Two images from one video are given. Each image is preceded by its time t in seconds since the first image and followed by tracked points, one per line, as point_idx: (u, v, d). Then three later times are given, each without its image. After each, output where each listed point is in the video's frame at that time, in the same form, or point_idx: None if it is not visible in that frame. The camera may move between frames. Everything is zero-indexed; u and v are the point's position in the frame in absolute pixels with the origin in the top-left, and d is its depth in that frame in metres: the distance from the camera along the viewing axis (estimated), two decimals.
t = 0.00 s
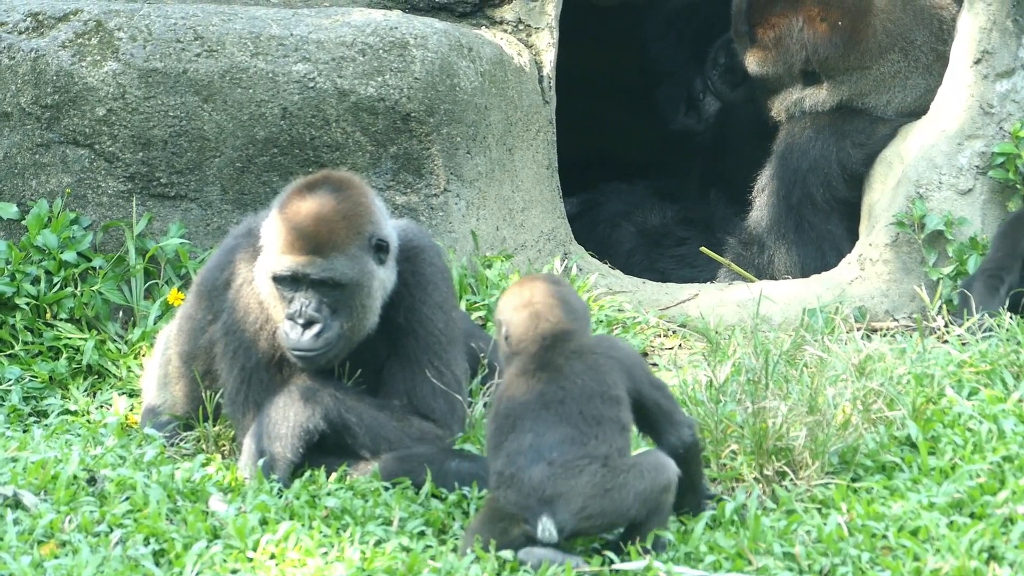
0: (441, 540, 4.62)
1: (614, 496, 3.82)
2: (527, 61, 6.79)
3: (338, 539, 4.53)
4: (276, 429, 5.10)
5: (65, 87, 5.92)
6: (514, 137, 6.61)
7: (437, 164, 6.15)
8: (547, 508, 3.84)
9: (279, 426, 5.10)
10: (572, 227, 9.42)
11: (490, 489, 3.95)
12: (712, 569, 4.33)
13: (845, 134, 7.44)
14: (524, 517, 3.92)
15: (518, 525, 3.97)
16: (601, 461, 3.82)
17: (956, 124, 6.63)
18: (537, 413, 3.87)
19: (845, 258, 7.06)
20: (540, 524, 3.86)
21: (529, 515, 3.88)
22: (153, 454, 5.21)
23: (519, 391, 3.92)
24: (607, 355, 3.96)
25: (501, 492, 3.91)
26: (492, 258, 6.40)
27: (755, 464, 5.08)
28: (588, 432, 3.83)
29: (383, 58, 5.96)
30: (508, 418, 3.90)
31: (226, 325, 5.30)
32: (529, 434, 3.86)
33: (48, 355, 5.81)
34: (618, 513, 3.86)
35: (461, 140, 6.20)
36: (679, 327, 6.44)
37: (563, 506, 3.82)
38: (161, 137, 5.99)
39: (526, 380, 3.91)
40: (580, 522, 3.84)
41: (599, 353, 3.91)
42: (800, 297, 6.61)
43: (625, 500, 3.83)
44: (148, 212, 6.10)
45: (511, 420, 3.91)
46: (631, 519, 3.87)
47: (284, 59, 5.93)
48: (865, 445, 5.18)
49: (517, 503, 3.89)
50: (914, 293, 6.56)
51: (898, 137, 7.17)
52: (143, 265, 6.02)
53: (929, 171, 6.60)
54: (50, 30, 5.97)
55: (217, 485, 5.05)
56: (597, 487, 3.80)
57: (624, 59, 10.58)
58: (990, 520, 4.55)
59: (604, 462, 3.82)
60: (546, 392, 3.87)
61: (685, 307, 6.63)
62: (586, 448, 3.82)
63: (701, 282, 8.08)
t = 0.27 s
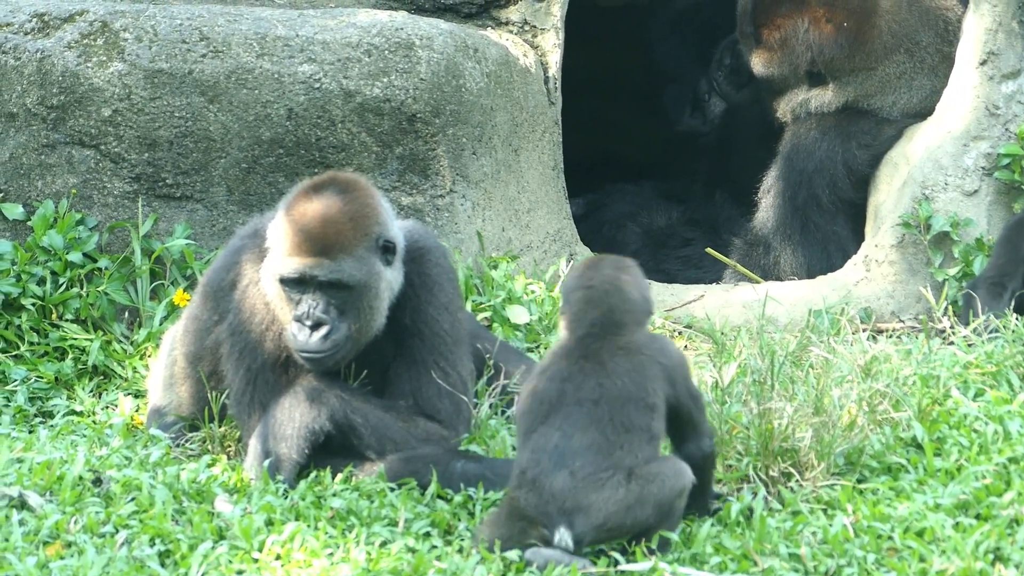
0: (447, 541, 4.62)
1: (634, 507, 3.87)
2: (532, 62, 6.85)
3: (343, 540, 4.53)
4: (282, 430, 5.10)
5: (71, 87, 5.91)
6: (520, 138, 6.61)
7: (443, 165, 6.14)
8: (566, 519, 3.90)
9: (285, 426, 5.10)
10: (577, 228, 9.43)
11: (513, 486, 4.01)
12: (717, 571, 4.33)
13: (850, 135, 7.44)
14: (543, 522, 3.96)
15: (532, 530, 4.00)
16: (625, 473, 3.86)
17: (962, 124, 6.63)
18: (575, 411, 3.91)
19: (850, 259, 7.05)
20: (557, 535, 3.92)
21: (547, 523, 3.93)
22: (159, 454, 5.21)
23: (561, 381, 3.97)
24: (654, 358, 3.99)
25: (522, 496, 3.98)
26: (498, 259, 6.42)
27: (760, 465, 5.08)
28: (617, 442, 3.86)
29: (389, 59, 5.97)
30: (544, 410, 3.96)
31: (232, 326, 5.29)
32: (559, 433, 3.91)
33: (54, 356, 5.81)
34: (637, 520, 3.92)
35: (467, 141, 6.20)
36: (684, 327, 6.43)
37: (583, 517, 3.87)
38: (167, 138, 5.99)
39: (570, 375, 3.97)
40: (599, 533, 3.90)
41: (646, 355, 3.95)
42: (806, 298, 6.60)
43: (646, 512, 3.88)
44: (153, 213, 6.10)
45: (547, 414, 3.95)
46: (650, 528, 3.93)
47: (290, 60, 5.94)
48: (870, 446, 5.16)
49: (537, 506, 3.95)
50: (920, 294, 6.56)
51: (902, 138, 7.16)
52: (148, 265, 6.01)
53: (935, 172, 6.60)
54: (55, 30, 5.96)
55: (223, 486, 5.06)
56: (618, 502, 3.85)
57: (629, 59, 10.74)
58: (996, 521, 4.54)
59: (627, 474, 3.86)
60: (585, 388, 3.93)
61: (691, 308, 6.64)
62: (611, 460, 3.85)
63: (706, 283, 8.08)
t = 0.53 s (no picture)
0: (451, 541, 4.61)
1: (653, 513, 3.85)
2: (536, 62, 6.83)
3: (348, 540, 4.52)
4: (285, 430, 5.10)
5: (75, 88, 5.91)
6: (523, 139, 6.61)
7: (446, 165, 6.14)
8: (586, 514, 3.86)
9: (289, 426, 5.10)
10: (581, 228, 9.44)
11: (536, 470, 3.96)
12: (721, 571, 4.33)
13: (854, 135, 7.44)
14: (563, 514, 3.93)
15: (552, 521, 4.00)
16: (651, 477, 3.81)
17: (966, 124, 6.62)
18: (614, 403, 3.84)
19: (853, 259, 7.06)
20: (577, 529, 3.90)
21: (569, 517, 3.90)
22: (163, 454, 5.21)
23: (607, 367, 3.89)
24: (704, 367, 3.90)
25: (545, 485, 3.93)
26: (501, 259, 6.42)
27: (764, 464, 5.08)
28: (647, 447, 3.80)
29: (393, 59, 5.95)
30: (582, 394, 3.89)
31: (236, 326, 5.29)
32: (592, 424, 3.85)
33: (58, 356, 5.80)
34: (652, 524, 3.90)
35: (471, 141, 6.19)
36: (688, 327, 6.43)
37: (604, 516, 3.84)
38: (171, 138, 6.00)
39: (616, 363, 3.88)
40: (617, 532, 3.87)
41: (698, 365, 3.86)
42: (809, 299, 6.60)
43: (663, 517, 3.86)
44: (157, 213, 6.12)
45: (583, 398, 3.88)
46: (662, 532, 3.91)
47: (293, 60, 5.93)
48: (874, 446, 5.21)
49: (557, 496, 3.90)
50: (924, 294, 6.56)
51: (907, 138, 7.19)
52: (152, 266, 6.03)
53: (939, 172, 6.60)
54: (59, 31, 5.94)
55: (227, 486, 5.06)
56: (640, 507, 3.81)
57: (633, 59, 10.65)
58: (1000, 521, 4.54)
59: (653, 479, 3.81)
60: (628, 382, 3.85)
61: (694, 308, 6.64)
62: (639, 461, 3.79)
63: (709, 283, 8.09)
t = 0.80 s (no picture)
0: (455, 541, 4.61)
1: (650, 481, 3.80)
2: (541, 63, 6.81)
3: (351, 540, 4.52)
4: (290, 430, 5.10)
5: (79, 87, 5.90)
6: (528, 139, 6.61)
7: (451, 165, 6.15)
8: (589, 467, 3.85)
9: (293, 425, 5.10)
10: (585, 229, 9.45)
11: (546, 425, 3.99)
12: (726, 573, 4.32)
13: (859, 136, 7.45)
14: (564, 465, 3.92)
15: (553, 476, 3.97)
16: (656, 437, 3.79)
17: (970, 126, 6.62)
18: (626, 360, 3.84)
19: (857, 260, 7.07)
20: (578, 480, 3.87)
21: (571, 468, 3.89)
22: (167, 454, 5.22)
23: (621, 326, 3.89)
24: (719, 324, 3.85)
25: (552, 438, 3.95)
26: (506, 260, 6.42)
27: (769, 465, 5.09)
28: (654, 406, 3.79)
29: (397, 59, 5.95)
30: (592, 352, 3.90)
31: (240, 326, 5.28)
32: (603, 380, 3.85)
33: (62, 356, 5.80)
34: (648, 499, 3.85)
35: (475, 141, 6.20)
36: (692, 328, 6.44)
37: (605, 471, 3.81)
38: (175, 138, 6.00)
39: (628, 322, 3.88)
40: (616, 489, 3.83)
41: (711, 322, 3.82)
42: (814, 300, 6.61)
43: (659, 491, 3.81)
44: (161, 213, 6.12)
45: (595, 354, 3.90)
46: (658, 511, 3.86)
47: (297, 60, 5.93)
48: (878, 447, 5.22)
49: (563, 450, 3.91)
50: (928, 295, 6.56)
51: (910, 140, 7.20)
52: (156, 266, 6.02)
53: (943, 173, 6.61)
54: (63, 31, 5.92)
55: (231, 486, 5.06)
56: (641, 467, 3.78)
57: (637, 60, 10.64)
58: (1003, 522, 4.54)
59: (657, 439, 3.79)
60: (640, 342, 3.84)
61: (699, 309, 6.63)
62: (645, 419, 3.78)
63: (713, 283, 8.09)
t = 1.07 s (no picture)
0: (460, 542, 4.61)
1: (658, 451, 3.81)
2: (545, 63, 6.82)
3: (357, 541, 4.52)
4: (295, 431, 5.09)
5: (84, 88, 5.89)
6: (533, 139, 6.61)
7: (455, 166, 6.15)
8: (601, 431, 3.83)
9: (300, 425, 5.10)
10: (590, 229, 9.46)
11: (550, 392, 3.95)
12: (730, 572, 4.35)
13: (863, 136, 7.45)
14: (572, 432, 3.87)
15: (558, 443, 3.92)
16: (666, 403, 3.82)
17: (974, 126, 6.61)
18: (630, 326, 3.85)
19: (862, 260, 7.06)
20: (588, 446, 3.84)
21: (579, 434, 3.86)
22: (172, 455, 5.22)
23: (619, 296, 3.90)
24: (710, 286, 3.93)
25: (559, 403, 3.90)
26: (511, 260, 6.41)
27: (774, 465, 5.09)
28: (663, 369, 3.83)
29: (402, 60, 5.95)
30: (593, 320, 3.90)
31: (246, 326, 5.28)
32: (610, 346, 3.85)
33: (67, 357, 5.80)
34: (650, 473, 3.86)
35: (480, 142, 6.20)
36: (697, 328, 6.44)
37: (618, 434, 3.81)
38: (180, 139, 6.00)
39: (623, 288, 3.91)
40: (626, 454, 3.83)
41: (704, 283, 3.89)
42: (818, 301, 6.62)
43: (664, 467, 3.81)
44: (166, 213, 6.12)
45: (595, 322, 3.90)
46: (658, 489, 3.85)
47: (302, 61, 5.93)
48: (883, 447, 5.22)
49: (571, 416, 3.87)
50: (933, 295, 6.56)
51: (915, 140, 7.20)
52: (161, 266, 6.02)
53: (947, 173, 6.62)
54: (68, 32, 5.92)
55: (236, 487, 5.06)
56: (653, 431, 3.80)
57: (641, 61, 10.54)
58: (1008, 522, 4.53)
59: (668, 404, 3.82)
60: (639, 307, 3.87)
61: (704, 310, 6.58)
62: (656, 384, 3.81)
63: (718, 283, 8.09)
